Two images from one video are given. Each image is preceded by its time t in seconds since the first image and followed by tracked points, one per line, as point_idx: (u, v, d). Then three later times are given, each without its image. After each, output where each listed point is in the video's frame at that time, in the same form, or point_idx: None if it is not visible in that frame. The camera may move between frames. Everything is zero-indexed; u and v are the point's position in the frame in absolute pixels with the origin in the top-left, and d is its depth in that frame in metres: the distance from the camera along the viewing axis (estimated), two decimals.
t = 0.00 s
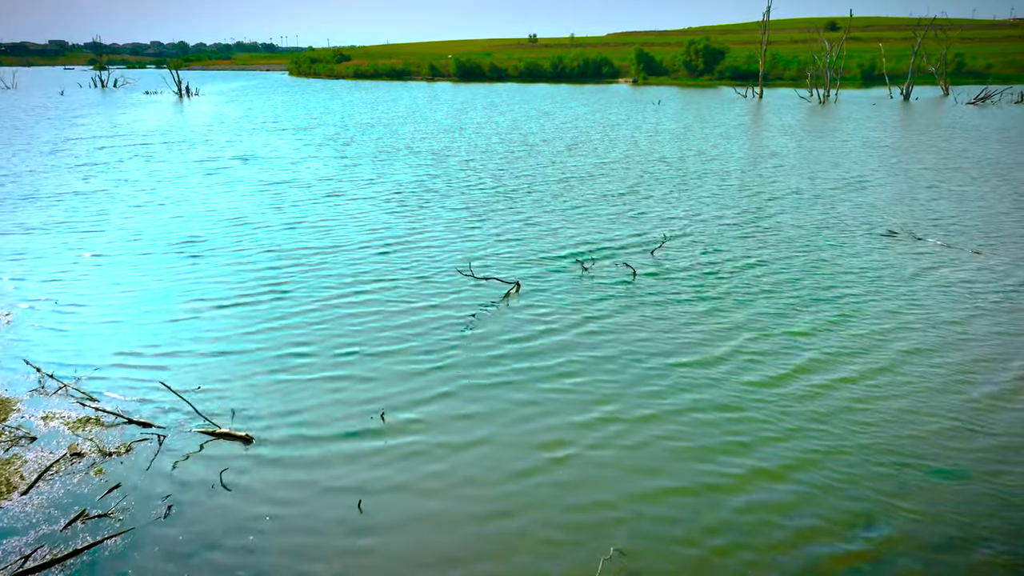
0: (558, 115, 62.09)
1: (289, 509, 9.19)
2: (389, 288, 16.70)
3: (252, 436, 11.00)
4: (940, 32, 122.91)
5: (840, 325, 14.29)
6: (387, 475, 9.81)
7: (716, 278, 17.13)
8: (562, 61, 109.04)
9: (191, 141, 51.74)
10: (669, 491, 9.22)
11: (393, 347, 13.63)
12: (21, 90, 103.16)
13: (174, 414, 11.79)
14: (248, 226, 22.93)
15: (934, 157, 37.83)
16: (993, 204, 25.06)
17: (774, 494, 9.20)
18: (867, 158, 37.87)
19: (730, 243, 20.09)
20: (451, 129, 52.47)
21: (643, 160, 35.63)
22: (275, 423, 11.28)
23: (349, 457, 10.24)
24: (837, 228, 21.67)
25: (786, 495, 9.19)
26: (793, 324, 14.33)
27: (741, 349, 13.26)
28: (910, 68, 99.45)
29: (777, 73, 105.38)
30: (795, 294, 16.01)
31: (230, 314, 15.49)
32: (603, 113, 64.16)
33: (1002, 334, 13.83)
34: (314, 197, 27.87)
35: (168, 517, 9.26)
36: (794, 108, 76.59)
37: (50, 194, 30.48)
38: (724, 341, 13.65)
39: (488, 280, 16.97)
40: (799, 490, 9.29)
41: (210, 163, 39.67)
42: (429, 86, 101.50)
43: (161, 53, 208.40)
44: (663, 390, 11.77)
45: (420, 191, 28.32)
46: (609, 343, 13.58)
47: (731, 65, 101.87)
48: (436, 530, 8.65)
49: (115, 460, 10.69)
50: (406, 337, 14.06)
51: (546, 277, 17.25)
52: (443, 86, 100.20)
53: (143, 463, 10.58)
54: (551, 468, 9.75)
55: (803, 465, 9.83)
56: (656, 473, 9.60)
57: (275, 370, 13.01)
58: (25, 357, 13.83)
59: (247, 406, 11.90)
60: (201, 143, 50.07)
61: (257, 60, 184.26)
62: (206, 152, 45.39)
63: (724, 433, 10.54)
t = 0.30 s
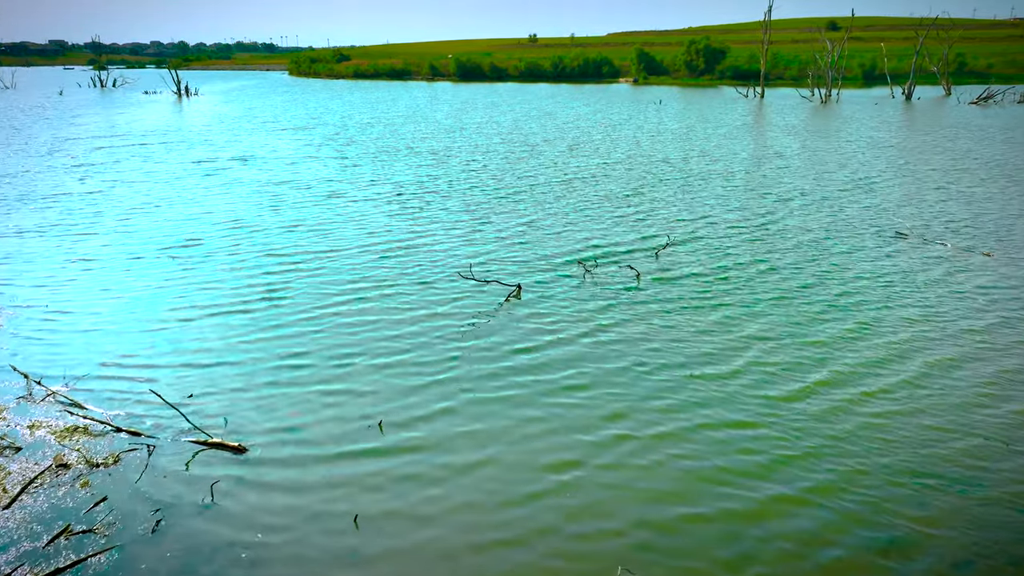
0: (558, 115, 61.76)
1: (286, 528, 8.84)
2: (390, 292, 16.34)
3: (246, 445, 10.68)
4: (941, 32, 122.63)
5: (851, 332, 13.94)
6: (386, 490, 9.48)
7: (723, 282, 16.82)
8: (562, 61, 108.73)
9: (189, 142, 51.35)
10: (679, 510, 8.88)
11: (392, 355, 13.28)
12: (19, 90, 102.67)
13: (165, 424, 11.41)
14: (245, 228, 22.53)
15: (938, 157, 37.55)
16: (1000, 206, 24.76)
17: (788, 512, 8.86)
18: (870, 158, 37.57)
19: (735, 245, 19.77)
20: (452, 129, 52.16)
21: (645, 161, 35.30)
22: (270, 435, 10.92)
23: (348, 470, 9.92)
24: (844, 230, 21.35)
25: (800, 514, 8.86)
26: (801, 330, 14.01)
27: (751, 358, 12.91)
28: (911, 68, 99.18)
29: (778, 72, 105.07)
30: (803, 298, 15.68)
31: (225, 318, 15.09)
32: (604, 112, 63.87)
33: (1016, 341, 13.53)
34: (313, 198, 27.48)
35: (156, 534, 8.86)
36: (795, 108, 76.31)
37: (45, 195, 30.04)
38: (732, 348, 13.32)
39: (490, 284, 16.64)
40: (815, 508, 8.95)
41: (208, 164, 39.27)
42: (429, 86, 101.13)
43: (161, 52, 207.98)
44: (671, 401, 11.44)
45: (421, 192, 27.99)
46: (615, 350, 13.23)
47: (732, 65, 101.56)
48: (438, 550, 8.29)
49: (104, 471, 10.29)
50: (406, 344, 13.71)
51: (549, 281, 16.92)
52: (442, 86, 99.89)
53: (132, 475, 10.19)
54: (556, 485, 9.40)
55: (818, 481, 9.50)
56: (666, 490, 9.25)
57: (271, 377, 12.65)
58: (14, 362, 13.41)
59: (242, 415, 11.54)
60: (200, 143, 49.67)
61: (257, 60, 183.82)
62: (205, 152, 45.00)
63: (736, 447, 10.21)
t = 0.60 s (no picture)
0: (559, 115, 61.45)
1: (278, 542, 8.44)
2: (389, 297, 15.96)
3: (237, 455, 10.30)
4: (942, 32, 122.28)
5: (861, 339, 13.60)
6: (383, 502, 9.10)
7: (728, 286, 16.48)
8: (562, 61, 108.40)
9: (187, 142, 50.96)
10: (690, 526, 8.50)
11: (390, 362, 12.92)
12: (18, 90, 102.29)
13: (155, 434, 11.01)
14: (243, 230, 22.12)
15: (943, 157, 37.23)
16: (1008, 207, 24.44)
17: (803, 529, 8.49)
18: (874, 158, 37.24)
19: (740, 248, 19.43)
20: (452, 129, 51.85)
21: (647, 161, 34.96)
22: (263, 444, 10.54)
23: (344, 481, 9.55)
24: (850, 232, 21.01)
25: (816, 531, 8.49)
26: (810, 337, 13.66)
27: (759, 365, 12.56)
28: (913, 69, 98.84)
29: (778, 72, 104.73)
30: (811, 304, 15.34)
31: (220, 323, 14.70)
32: (605, 112, 63.54)
33: None
34: (311, 199, 27.10)
35: (142, 549, 8.44)
36: (796, 108, 75.99)
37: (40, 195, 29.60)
38: (741, 355, 12.97)
39: (491, 289, 16.28)
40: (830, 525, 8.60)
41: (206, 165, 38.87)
42: (428, 86, 100.76)
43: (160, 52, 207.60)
44: (679, 410, 11.08)
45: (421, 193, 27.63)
46: (620, 356, 12.87)
47: (733, 64, 101.21)
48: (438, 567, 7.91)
49: (90, 483, 9.88)
50: (404, 350, 13.34)
51: (551, 285, 16.57)
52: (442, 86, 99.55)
53: (119, 487, 9.78)
54: (560, 498, 9.02)
55: (832, 496, 9.15)
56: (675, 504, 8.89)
57: (266, 385, 12.28)
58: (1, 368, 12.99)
59: (235, 425, 11.16)
60: (198, 143, 49.29)
61: (257, 59, 183.43)
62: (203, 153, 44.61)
63: (748, 459, 9.85)
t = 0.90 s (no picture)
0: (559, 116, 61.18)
1: (269, 560, 8.07)
2: (389, 302, 15.67)
3: (226, 468, 9.94)
4: (944, 32, 121.87)
5: (873, 348, 13.28)
6: (380, 518, 8.74)
7: (733, 291, 16.20)
8: (562, 61, 108.10)
9: (186, 142, 50.65)
10: (699, 546, 8.14)
11: (389, 369, 12.60)
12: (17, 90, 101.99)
13: (144, 444, 10.63)
14: (241, 233, 21.79)
15: (947, 158, 36.95)
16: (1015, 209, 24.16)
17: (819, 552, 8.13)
18: (877, 159, 36.96)
19: (745, 252, 19.12)
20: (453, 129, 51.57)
21: (649, 162, 34.64)
22: (256, 456, 10.19)
23: (342, 497, 9.20)
24: (857, 235, 20.73)
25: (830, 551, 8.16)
26: (818, 345, 13.38)
27: (770, 376, 12.24)
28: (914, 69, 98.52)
29: (778, 72, 104.48)
30: (819, 310, 15.07)
31: (216, 329, 14.36)
32: (606, 112, 63.24)
33: None
34: (311, 201, 26.77)
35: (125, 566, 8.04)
36: (798, 108, 75.72)
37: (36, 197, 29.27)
38: (748, 364, 12.69)
39: (493, 294, 16.00)
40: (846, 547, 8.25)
41: (205, 166, 38.56)
42: (429, 86, 100.62)
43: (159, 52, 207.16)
44: (687, 422, 10.77)
45: (422, 195, 27.35)
46: (627, 366, 12.55)
47: (733, 64, 100.87)
48: None
49: (74, 495, 9.47)
50: (404, 358, 13.02)
51: (554, 290, 16.28)
52: (441, 86, 99.20)
53: (106, 500, 9.37)
54: (564, 516, 8.67)
55: (847, 515, 8.81)
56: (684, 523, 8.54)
57: (261, 393, 11.94)
58: None
59: (227, 435, 10.81)
60: (197, 144, 48.99)
61: (256, 59, 183.10)
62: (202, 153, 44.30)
63: (761, 476, 9.52)
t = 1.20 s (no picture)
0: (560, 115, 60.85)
1: None
2: (387, 307, 15.33)
3: (216, 480, 9.59)
4: (945, 31, 121.41)
5: (882, 358, 12.98)
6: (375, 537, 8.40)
7: (738, 296, 15.90)
8: (562, 61, 107.69)
9: (184, 142, 50.29)
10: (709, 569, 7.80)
11: (386, 378, 12.26)
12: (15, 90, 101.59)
13: (130, 455, 10.24)
14: (236, 235, 21.44)
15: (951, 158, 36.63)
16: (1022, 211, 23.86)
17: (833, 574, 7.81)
18: (881, 159, 36.63)
19: (749, 255, 18.81)
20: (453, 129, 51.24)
21: (651, 163, 34.32)
22: (247, 469, 9.83)
23: (338, 510, 8.90)
24: (864, 237, 20.41)
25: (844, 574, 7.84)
26: (827, 355, 13.07)
27: (779, 386, 11.94)
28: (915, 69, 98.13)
29: (779, 71, 104.10)
30: (826, 316, 14.77)
31: (208, 336, 14.00)
32: (607, 112, 62.89)
33: None
34: (308, 203, 26.43)
35: None
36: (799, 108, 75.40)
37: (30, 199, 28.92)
38: (756, 374, 12.38)
39: (493, 299, 15.69)
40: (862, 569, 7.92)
41: (203, 167, 38.23)
42: (428, 86, 100.18)
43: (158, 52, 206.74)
44: (694, 436, 10.44)
45: (421, 197, 27.02)
46: (632, 375, 12.25)
47: (734, 63, 100.47)
48: None
49: (56, 511, 9.02)
50: (402, 366, 12.69)
51: (556, 295, 15.98)
52: (441, 86, 98.82)
53: (89, 515, 8.94)
54: (567, 535, 8.33)
55: (862, 536, 8.49)
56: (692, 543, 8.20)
57: (254, 403, 11.59)
58: None
59: (217, 446, 10.44)
60: (195, 144, 48.67)
61: (255, 59, 182.66)
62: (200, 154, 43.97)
63: (772, 491, 9.22)
